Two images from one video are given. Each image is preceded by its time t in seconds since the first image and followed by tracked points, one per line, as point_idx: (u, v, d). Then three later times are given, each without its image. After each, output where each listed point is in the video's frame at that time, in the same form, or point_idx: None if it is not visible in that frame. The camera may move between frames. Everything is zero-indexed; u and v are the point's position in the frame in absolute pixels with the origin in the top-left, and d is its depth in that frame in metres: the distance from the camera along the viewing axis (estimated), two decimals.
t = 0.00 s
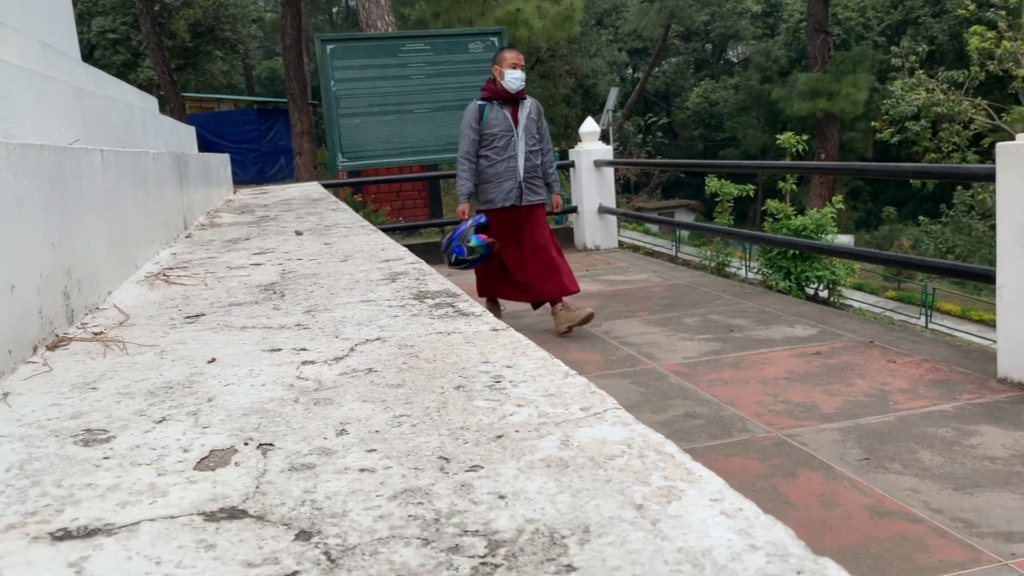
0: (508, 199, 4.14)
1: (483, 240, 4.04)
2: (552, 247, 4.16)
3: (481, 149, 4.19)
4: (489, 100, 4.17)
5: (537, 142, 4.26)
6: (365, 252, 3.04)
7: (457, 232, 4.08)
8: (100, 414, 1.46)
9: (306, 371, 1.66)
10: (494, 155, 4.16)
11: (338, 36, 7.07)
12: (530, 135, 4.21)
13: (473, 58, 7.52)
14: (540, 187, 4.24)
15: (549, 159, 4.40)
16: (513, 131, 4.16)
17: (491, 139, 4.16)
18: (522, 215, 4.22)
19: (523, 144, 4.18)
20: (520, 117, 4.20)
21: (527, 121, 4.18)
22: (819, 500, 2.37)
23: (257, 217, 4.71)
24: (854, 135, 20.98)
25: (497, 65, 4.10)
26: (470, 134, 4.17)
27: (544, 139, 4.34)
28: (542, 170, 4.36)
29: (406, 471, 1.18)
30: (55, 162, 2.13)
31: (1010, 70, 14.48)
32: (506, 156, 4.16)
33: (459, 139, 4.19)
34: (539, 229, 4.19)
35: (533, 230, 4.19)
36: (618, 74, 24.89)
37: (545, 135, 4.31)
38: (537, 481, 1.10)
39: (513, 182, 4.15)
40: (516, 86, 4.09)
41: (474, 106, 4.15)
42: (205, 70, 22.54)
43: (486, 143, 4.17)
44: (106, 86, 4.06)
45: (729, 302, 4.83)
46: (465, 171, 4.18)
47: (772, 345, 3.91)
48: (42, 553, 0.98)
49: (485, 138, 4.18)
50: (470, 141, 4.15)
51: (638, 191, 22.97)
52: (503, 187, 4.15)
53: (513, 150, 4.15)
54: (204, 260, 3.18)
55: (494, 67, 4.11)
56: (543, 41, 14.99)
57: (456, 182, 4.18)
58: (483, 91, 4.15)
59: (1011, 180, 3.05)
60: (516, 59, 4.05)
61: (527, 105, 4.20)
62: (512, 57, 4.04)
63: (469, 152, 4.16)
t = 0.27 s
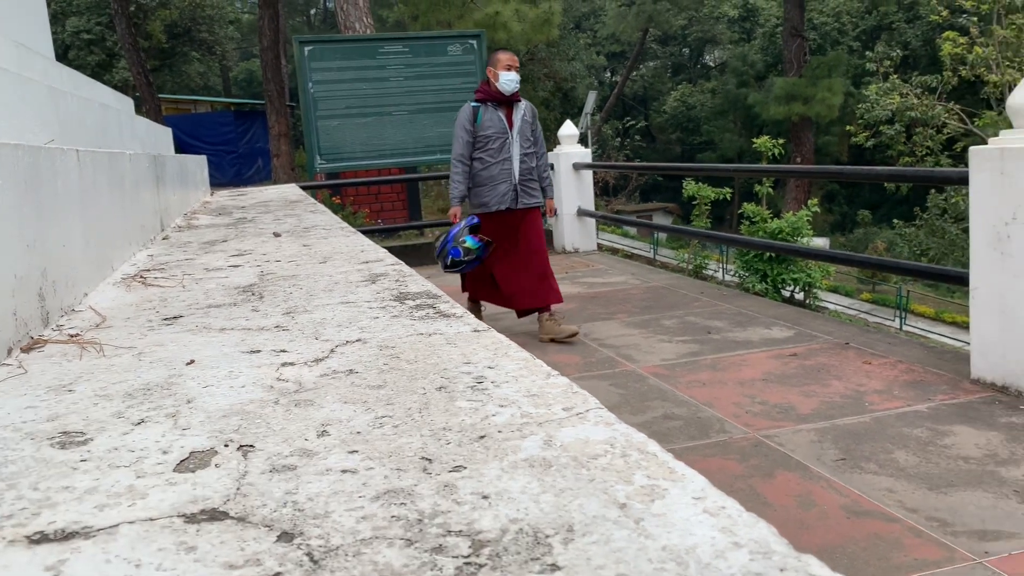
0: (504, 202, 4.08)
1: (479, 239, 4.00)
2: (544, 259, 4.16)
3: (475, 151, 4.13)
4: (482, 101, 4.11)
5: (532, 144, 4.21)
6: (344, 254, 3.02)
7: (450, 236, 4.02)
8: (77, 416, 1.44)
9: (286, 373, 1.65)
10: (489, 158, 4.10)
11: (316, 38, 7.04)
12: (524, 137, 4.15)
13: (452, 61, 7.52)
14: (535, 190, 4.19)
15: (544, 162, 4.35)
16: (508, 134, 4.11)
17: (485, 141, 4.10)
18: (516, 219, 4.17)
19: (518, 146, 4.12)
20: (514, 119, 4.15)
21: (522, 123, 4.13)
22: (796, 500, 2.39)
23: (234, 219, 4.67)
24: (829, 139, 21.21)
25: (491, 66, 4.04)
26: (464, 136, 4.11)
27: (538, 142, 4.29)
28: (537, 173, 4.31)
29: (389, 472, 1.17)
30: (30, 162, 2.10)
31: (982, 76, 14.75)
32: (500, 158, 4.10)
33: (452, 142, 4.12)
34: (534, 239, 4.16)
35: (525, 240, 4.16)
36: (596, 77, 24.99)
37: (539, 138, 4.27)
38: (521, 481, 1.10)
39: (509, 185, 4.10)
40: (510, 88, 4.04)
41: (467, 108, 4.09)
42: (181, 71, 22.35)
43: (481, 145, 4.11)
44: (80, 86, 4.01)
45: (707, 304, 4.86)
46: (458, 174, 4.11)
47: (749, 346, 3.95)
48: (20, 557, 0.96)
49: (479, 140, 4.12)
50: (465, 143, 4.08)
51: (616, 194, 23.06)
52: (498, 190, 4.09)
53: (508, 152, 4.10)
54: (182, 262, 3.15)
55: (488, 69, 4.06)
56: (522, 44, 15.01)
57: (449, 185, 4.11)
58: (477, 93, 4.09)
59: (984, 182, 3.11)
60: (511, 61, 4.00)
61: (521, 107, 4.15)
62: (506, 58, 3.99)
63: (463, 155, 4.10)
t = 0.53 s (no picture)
0: (501, 202, 3.99)
1: (470, 245, 3.98)
2: (539, 261, 4.08)
3: (470, 152, 4.06)
4: (477, 102, 4.05)
5: (529, 145, 4.13)
6: (321, 259, 3.01)
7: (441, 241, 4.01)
8: (47, 424, 1.41)
9: (261, 380, 1.64)
10: (484, 158, 4.03)
11: (296, 41, 7.00)
12: (521, 138, 4.08)
13: (432, 65, 7.51)
14: (532, 191, 4.11)
15: (541, 164, 4.27)
16: (504, 133, 4.04)
17: (481, 142, 4.03)
18: (513, 220, 4.08)
19: (515, 146, 4.05)
20: (510, 120, 4.08)
21: (518, 123, 4.06)
22: (774, 503, 2.41)
23: (211, 223, 4.63)
24: (806, 144, 21.39)
25: (486, 66, 4.00)
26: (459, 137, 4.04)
27: (535, 143, 4.22)
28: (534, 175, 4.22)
29: (363, 480, 1.16)
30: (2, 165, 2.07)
31: (955, 82, 14.93)
32: (496, 158, 4.02)
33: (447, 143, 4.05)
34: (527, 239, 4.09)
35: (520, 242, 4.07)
36: (576, 82, 25.05)
37: (536, 139, 4.20)
38: (495, 489, 1.10)
39: (505, 185, 4.01)
40: (506, 88, 3.99)
41: (462, 108, 4.02)
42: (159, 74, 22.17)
43: (476, 145, 4.03)
44: (55, 88, 3.96)
45: (686, 308, 4.88)
46: (453, 175, 4.03)
47: (727, 350, 3.97)
48: None
49: (474, 141, 4.05)
50: (459, 143, 4.01)
51: (596, 199, 23.11)
52: (494, 190, 4.00)
53: (503, 152, 4.03)
54: (157, 266, 3.12)
55: (483, 69, 4.01)
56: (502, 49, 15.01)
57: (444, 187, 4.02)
58: (472, 94, 4.04)
59: (957, 188, 3.15)
60: (506, 60, 3.96)
61: (516, 107, 4.09)
62: (501, 57, 3.95)
63: (458, 155, 4.02)
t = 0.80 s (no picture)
0: (496, 204, 3.94)
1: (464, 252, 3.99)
2: (537, 262, 4.09)
3: (465, 152, 4.00)
4: (474, 101, 3.99)
5: (525, 145, 4.09)
6: (309, 262, 2.99)
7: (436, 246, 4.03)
8: (29, 429, 1.40)
9: (246, 385, 1.63)
10: (480, 159, 3.98)
11: (283, 44, 6.98)
12: (517, 138, 4.03)
13: (420, 68, 7.51)
14: (528, 193, 4.06)
15: (536, 164, 4.22)
16: (500, 134, 3.99)
17: (477, 142, 3.98)
18: (507, 221, 4.06)
19: (511, 147, 4.00)
20: (506, 120, 4.03)
21: (514, 123, 4.02)
22: (761, 506, 2.41)
23: (198, 227, 4.61)
24: (793, 148, 21.52)
25: (483, 65, 3.94)
26: (454, 137, 3.98)
27: (531, 143, 4.17)
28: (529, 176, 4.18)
29: (348, 486, 1.15)
30: None
31: (941, 87, 15.06)
32: (493, 160, 3.97)
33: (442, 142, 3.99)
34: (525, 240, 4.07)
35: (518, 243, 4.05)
36: (565, 86, 25.11)
37: (532, 139, 4.15)
38: (481, 493, 1.10)
39: (501, 187, 3.96)
40: (503, 88, 3.93)
41: (458, 108, 3.96)
42: (146, 77, 22.08)
43: (472, 146, 3.98)
44: (40, 91, 3.93)
45: (674, 311, 4.90)
46: (448, 176, 3.98)
47: (715, 353, 3.98)
48: None
49: (470, 141, 3.99)
50: (455, 144, 3.95)
51: (584, 202, 23.16)
52: (490, 191, 3.95)
53: (500, 153, 3.98)
54: (143, 270, 3.10)
55: (480, 68, 3.95)
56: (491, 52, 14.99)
57: (439, 188, 3.97)
58: (468, 93, 3.97)
59: (943, 192, 3.17)
60: (504, 60, 3.90)
61: (513, 108, 4.04)
62: (499, 57, 3.89)
63: (453, 156, 3.96)
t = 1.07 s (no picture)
0: (492, 208, 3.87)
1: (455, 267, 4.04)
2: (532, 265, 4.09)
3: (462, 155, 3.94)
4: (470, 104, 3.94)
5: (523, 149, 4.02)
6: (292, 268, 2.98)
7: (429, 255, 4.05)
8: (9, 438, 1.39)
9: (230, 392, 1.62)
10: (477, 162, 3.91)
11: (267, 49, 6.96)
12: (514, 141, 3.97)
13: (404, 74, 7.50)
14: (525, 197, 4.00)
15: (535, 168, 4.16)
16: (497, 137, 3.93)
17: (474, 145, 3.92)
18: (504, 225, 4.00)
19: (508, 151, 3.94)
20: (504, 123, 3.97)
21: (511, 126, 3.96)
22: (745, 511, 2.42)
23: (181, 232, 4.58)
24: (776, 154, 21.65)
25: (480, 67, 3.88)
26: (450, 140, 3.92)
27: (529, 146, 4.11)
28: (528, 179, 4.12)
29: (332, 492, 1.15)
30: None
31: (922, 93, 15.21)
32: (489, 163, 3.91)
33: (438, 145, 3.94)
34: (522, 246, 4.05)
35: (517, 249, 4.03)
36: (549, 92, 25.15)
37: (531, 142, 4.09)
38: (465, 499, 1.10)
39: (498, 191, 3.89)
40: (500, 91, 3.87)
41: (455, 110, 3.90)
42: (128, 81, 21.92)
43: (468, 149, 3.92)
44: (22, 96, 3.90)
45: (658, 316, 4.91)
46: (444, 180, 3.92)
47: (699, 358, 4.00)
48: None
49: (466, 144, 3.93)
50: (451, 147, 3.90)
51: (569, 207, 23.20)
52: (486, 195, 3.88)
53: (497, 156, 3.91)
54: (125, 277, 3.07)
55: (477, 70, 3.90)
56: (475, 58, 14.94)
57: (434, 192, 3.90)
58: (465, 95, 3.92)
59: (923, 198, 3.20)
60: (501, 62, 3.85)
61: (511, 110, 3.98)
62: (496, 58, 3.84)
63: (449, 160, 3.91)
